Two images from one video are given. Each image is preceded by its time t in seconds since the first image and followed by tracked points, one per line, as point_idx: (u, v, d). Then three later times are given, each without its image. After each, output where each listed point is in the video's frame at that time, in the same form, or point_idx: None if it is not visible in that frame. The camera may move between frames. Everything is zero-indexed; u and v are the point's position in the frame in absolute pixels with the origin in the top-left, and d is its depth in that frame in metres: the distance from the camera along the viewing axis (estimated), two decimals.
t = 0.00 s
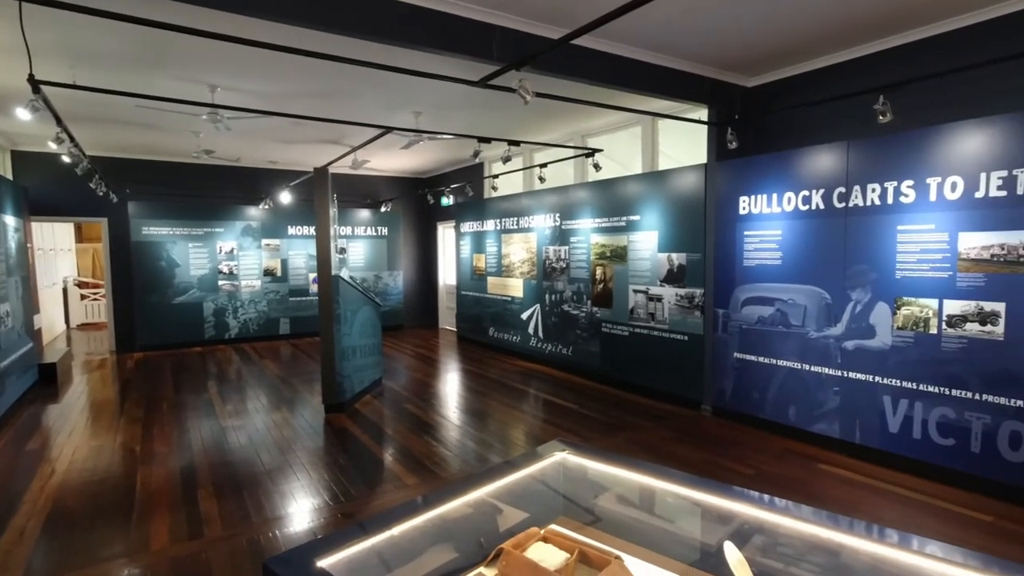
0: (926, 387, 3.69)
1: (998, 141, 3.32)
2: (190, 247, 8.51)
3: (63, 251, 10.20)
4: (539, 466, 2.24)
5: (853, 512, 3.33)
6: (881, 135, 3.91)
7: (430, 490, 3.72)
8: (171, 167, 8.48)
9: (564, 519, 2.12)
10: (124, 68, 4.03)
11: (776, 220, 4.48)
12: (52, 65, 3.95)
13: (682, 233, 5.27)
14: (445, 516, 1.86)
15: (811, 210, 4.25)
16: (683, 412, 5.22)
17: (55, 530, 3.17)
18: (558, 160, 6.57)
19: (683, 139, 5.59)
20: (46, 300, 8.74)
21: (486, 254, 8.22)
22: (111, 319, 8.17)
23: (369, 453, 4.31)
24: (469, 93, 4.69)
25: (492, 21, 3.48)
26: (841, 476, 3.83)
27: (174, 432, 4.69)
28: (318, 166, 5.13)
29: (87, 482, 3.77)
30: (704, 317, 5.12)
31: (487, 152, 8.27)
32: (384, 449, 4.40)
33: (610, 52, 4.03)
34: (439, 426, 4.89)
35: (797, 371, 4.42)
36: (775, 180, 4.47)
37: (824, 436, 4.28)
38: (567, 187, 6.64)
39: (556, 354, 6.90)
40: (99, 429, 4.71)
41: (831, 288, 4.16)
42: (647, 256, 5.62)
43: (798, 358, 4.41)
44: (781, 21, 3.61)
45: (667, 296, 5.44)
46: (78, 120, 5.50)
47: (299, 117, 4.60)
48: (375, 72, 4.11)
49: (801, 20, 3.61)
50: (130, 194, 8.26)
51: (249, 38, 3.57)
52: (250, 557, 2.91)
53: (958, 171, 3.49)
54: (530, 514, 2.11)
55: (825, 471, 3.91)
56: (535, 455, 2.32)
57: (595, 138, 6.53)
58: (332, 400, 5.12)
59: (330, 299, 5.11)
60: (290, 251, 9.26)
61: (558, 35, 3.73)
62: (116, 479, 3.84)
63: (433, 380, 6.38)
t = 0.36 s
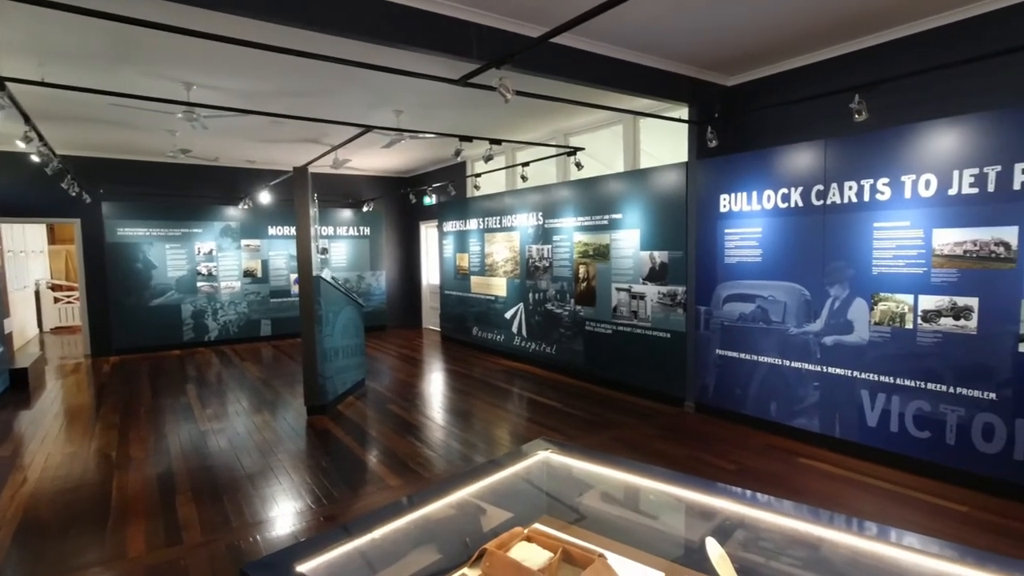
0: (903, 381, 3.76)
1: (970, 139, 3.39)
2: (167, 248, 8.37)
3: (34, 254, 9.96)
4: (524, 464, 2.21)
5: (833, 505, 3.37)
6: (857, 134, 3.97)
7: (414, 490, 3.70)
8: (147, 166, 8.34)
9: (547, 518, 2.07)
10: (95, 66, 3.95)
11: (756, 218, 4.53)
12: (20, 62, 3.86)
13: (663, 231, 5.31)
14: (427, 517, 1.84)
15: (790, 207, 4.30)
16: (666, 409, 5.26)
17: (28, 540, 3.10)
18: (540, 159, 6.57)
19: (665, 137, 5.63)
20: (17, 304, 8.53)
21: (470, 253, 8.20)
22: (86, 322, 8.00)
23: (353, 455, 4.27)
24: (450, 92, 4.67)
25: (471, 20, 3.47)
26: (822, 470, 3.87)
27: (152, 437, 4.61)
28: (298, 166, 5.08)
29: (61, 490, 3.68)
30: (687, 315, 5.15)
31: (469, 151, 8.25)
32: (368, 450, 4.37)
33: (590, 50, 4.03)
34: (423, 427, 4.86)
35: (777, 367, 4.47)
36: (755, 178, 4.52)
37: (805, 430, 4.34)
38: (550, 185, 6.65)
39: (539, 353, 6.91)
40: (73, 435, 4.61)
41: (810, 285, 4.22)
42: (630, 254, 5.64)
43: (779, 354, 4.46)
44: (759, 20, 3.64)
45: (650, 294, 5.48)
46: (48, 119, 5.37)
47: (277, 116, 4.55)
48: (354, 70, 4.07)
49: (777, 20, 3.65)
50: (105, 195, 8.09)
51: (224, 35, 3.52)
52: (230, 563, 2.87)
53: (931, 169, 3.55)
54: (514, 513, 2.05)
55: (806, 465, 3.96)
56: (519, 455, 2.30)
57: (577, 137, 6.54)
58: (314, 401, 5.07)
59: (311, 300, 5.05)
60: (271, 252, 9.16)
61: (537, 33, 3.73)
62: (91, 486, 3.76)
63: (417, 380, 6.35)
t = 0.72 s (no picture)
0: (876, 379, 3.83)
1: (938, 142, 3.48)
2: (139, 250, 8.19)
3: None
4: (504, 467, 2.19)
5: (810, 503, 3.42)
6: (830, 136, 4.05)
7: (394, 494, 3.67)
8: (117, 167, 8.15)
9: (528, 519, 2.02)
10: (62, 63, 3.85)
11: (733, 219, 4.59)
12: None
13: (642, 232, 5.35)
14: (405, 522, 1.81)
15: (765, 209, 4.36)
16: (646, 409, 5.29)
17: None
18: (520, 160, 6.58)
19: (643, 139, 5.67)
20: None
21: (450, 255, 8.17)
22: (54, 327, 7.79)
23: (332, 460, 4.21)
24: (429, 92, 4.64)
25: (448, 20, 3.46)
26: (798, 468, 3.93)
27: (123, 444, 4.49)
28: (274, 167, 5.01)
29: (27, 500, 3.57)
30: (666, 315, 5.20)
31: (449, 152, 8.22)
32: (347, 455, 4.31)
33: (568, 52, 4.05)
34: (404, 430, 4.82)
35: (755, 366, 4.53)
36: (732, 180, 4.57)
37: (782, 428, 4.40)
38: (530, 187, 6.65)
39: (520, 354, 6.90)
40: (39, 444, 4.47)
41: (785, 285, 4.28)
42: (609, 255, 5.67)
43: (756, 354, 4.52)
44: (734, 24, 3.69)
45: (629, 294, 5.51)
46: (12, 117, 5.22)
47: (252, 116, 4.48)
48: (331, 70, 4.03)
49: (751, 24, 3.70)
50: (74, 196, 7.89)
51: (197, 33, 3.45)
52: (204, 571, 2.81)
53: (902, 171, 3.63)
54: (495, 516, 2.01)
55: (783, 463, 4.01)
56: (499, 457, 2.27)
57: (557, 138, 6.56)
58: (292, 406, 4.99)
59: (288, 302, 4.99)
60: (247, 254, 9.02)
61: (515, 35, 3.73)
62: (59, 495, 3.65)
63: (397, 383, 6.30)
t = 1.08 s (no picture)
0: (851, 379, 3.90)
1: (910, 147, 3.55)
2: (111, 251, 8.00)
3: None
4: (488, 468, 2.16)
5: (787, 502, 3.46)
6: (806, 141, 4.11)
7: (374, 498, 3.63)
8: (88, 166, 7.95)
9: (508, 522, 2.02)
10: (30, 58, 3.74)
11: (712, 221, 4.64)
12: None
13: (622, 234, 5.38)
14: (385, 526, 1.77)
15: (744, 211, 4.42)
16: (626, 410, 5.32)
17: None
18: (501, 162, 6.58)
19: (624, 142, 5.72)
20: None
21: (430, 256, 8.13)
22: (21, 329, 7.56)
23: (310, 464, 4.15)
24: (410, 93, 4.62)
25: (429, 21, 3.45)
26: (775, 467, 3.98)
27: (94, 450, 4.38)
28: (252, 167, 4.93)
29: None
30: (646, 316, 5.23)
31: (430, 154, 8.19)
32: (326, 459, 4.25)
33: (548, 55, 4.06)
34: (384, 433, 4.78)
35: (733, 367, 4.58)
36: (710, 183, 4.62)
37: (760, 428, 4.46)
38: (511, 189, 6.66)
39: (502, 356, 6.89)
40: (4, 450, 4.33)
41: (763, 287, 4.34)
42: (590, 257, 5.70)
43: (735, 355, 4.57)
44: (712, 29, 3.74)
45: (610, 296, 5.54)
46: None
47: (229, 114, 4.41)
48: (310, 69, 3.98)
49: (729, 30, 3.76)
50: (42, 195, 7.67)
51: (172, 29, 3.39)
52: None
53: (875, 176, 3.71)
54: (476, 519, 1.98)
55: (761, 462, 4.06)
56: (480, 458, 2.25)
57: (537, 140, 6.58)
58: (270, 409, 4.91)
59: (266, 304, 4.91)
60: (223, 255, 8.87)
61: (496, 36, 3.73)
62: (25, 504, 3.54)
63: (377, 386, 6.24)
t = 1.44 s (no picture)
0: (828, 380, 3.97)
1: (884, 152, 3.63)
2: (81, 251, 7.80)
3: None
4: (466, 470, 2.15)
5: (765, 501, 3.50)
6: (784, 145, 4.18)
7: (355, 501, 3.59)
8: (59, 163, 7.75)
9: (489, 525, 2.01)
10: None
11: (692, 224, 4.68)
12: None
13: (604, 236, 5.40)
14: (364, 530, 1.73)
15: (723, 214, 4.47)
16: (607, 411, 5.34)
17: None
18: (483, 163, 6.57)
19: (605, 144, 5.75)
20: None
21: (412, 258, 8.08)
22: None
23: (288, 468, 4.09)
24: (392, 93, 4.59)
25: (411, 21, 3.43)
26: (753, 467, 4.03)
27: (63, 455, 4.25)
28: (229, 166, 4.85)
29: None
30: (627, 318, 5.26)
31: (411, 154, 8.14)
32: (305, 463, 4.19)
33: (531, 56, 4.07)
34: (364, 436, 4.73)
35: (714, 369, 4.62)
36: (691, 186, 4.67)
37: (739, 429, 4.51)
38: (493, 190, 6.65)
39: (483, 358, 6.87)
40: None
41: (742, 289, 4.39)
42: (571, 259, 5.71)
43: (715, 356, 4.61)
44: (693, 33, 3.78)
45: (591, 298, 5.56)
46: None
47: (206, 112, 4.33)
48: (289, 67, 3.94)
49: (709, 35, 3.80)
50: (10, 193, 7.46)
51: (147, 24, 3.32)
52: None
53: (850, 180, 3.78)
54: (457, 522, 1.95)
55: (740, 463, 4.10)
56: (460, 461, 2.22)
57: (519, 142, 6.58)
58: (247, 412, 4.83)
59: (243, 305, 4.83)
60: (199, 256, 8.72)
61: (479, 37, 3.73)
62: None
63: (357, 388, 6.18)
